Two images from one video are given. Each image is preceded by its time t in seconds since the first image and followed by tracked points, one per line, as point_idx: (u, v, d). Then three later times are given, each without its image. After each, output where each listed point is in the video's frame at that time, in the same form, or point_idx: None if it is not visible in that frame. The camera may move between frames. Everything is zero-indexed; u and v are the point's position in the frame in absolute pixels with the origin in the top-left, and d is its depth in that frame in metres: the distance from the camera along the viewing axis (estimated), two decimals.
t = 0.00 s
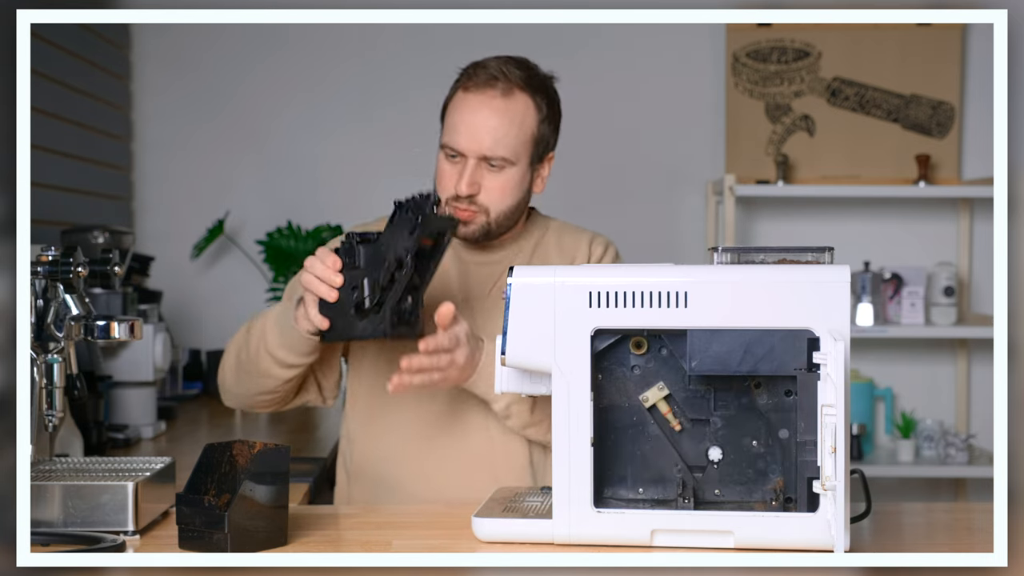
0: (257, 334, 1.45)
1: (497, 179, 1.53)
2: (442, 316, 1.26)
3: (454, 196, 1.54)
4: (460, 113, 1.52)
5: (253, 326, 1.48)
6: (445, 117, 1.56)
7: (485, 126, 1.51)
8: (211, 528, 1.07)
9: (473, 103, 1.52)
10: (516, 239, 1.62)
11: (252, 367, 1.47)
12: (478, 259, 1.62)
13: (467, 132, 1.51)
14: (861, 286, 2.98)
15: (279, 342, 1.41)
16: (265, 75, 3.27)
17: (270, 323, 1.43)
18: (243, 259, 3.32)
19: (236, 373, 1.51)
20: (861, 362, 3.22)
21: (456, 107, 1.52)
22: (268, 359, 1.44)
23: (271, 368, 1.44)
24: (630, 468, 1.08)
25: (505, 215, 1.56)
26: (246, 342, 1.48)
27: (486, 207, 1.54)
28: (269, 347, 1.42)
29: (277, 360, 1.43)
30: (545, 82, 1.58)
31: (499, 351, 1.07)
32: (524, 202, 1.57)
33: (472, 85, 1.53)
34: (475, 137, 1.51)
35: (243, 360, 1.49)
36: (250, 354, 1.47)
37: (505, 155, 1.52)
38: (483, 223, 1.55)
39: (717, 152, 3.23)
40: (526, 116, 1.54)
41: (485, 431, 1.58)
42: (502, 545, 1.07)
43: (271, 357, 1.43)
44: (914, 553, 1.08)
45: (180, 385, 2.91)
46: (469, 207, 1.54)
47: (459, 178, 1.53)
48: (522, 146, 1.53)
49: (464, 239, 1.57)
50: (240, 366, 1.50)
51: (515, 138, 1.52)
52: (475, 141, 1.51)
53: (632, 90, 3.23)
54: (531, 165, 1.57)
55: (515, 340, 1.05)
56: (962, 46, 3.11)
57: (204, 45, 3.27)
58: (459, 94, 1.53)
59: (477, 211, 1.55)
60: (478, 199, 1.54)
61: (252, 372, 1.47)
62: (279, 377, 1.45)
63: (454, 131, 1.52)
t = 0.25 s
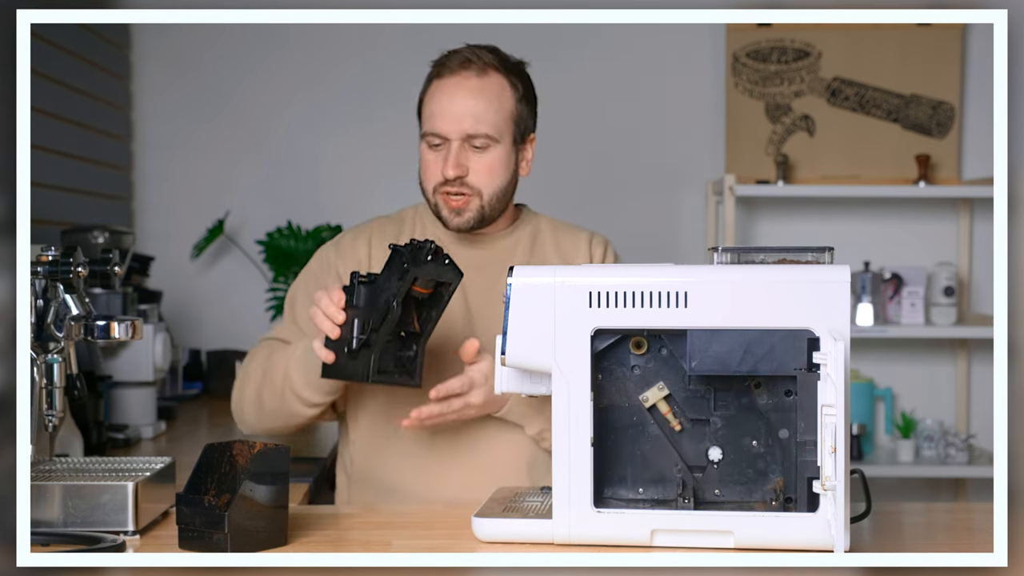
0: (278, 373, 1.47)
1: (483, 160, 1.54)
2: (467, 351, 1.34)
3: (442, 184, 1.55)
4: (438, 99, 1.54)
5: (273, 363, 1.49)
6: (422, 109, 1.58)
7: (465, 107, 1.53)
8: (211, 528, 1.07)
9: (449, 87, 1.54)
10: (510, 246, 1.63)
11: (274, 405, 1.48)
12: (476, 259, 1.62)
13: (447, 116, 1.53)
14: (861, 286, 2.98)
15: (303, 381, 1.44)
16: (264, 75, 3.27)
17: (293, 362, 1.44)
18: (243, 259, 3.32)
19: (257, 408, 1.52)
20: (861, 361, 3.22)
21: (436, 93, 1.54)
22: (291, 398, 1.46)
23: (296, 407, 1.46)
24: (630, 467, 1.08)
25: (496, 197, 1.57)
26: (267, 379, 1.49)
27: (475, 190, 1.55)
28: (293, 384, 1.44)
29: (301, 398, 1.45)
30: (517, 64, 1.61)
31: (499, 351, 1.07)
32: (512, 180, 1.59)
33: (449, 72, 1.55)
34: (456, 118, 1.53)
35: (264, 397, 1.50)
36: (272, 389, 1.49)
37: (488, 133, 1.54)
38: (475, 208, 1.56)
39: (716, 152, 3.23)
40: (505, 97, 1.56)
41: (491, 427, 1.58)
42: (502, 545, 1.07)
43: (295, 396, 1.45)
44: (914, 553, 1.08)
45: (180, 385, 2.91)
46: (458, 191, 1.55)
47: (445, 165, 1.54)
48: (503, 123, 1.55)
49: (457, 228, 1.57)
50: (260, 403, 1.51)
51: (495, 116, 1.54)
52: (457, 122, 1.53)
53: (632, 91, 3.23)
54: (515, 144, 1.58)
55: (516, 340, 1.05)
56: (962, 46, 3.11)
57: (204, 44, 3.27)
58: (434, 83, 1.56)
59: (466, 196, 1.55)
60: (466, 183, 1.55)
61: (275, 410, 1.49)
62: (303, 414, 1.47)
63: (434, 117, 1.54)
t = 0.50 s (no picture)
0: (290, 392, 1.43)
1: (480, 129, 1.59)
2: (478, 350, 1.32)
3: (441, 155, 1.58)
4: (431, 75, 1.60)
5: (286, 383, 1.46)
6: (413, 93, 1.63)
7: (459, 80, 1.59)
8: (211, 528, 1.07)
9: (441, 63, 1.60)
10: (509, 241, 1.67)
11: (292, 426, 1.45)
12: (476, 256, 1.65)
13: (442, 89, 1.59)
14: (861, 286, 2.98)
15: (314, 395, 1.39)
16: (265, 75, 3.27)
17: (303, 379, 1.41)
18: (243, 259, 3.32)
19: (278, 430, 1.49)
20: (861, 362, 3.22)
21: (428, 72, 1.60)
22: (305, 416, 1.42)
23: (311, 424, 1.43)
24: (630, 467, 1.08)
25: (494, 166, 1.61)
26: (281, 401, 1.47)
27: (474, 159, 1.59)
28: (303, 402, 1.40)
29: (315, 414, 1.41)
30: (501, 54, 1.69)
31: (499, 351, 1.07)
32: (507, 152, 1.64)
33: (438, 54, 1.61)
34: (451, 91, 1.59)
35: (281, 418, 1.47)
36: (286, 409, 1.46)
37: (483, 102, 1.59)
38: (474, 176, 1.59)
39: (716, 151, 3.24)
40: (495, 72, 1.63)
41: (495, 426, 1.59)
42: (502, 545, 1.08)
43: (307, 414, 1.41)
44: (914, 553, 1.09)
45: (179, 385, 2.94)
46: (458, 161, 1.59)
47: (443, 137, 1.58)
48: (496, 94, 1.61)
49: (458, 199, 1.60)
50: (279, 425, 1.48)
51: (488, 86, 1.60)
52: (452, 93, 1.59)
53: (632, 91, 3.23)
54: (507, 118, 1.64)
55: (516, 340, 1.05)
56: (962, 46, 3.11)
57: (204, 44, 3.27)
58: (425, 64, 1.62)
59: (465, 164, 1.59)
60: (465, 152, 1.59)
61: (294, 430, 1.46)
62: (319, 430, 1.43)
63: (428, 93, 1.59)
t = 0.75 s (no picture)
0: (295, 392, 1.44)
1: (487, 120, 1.61)
2: (479, 338, 1.34)
3: (448, 144, 1.60)
4: (438, 67, 1.62)
5: (290, 384, 1.47)
6: (418, 87, 1.65)
7: (466, 71, 1.61)
8: (211, 528, 1.07)
9: (448, 55, 1.62)
10: (509, 240, 1.67)
11: (299, 427, 1.46)
12: (477, 254, 1.65)
13: (449, 79, 1.61)
14: (861, 286, 2.98)
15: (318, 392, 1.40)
16: (265, 75, 3.27)
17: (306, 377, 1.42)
18: (243, 259, 3.33)
19: (286, 433, 1.50)
20: (861, 362, 3.22)
21: (435, 65, 1.63)
22: (311, 414, 1.43)
23: (317, 423, 1.43)
24: (631, 467, 1.08)
25: (500, 156, 1.62)
26: (286, 402, 1.48)
27: (481, 148, 1.60)
28: (307, 400, 1.42)
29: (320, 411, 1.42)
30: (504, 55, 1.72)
31: (499, 351, 1.08)
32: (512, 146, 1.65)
33: (445, 49, 1.64)
34: (458, 81, 1.61)
35: (288, 421, 1.48)
36: (291, 409, 1.47)
37: (490, 93, 1.61)
38: (480, 166, 1.60)
39: (716, 151, 3.24)
40: (501, 66, 1.65)
41: (498, 423, 1.59)
42: (501, 545, 1.08)
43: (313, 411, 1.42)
44: (914, 553, 1.09)
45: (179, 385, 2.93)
46: (464, 149, 1.59)
47: (449, 127, 1.60)
48: (502, 86, 1.63)
49: (464, 187, 1.60)
50: (286, 427, 1.49)
51: (495, 78, 1.62)
52: (459, 84, 1.60)
53: (632, 90, 3.23)
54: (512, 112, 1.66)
55: (516, 340, 1.05)
56: (962, 46, 3.11)
57: (204, 44, 3.27)
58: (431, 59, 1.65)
59: (472, 153, 1.60)
60: (472, 141, 1.60)
61: (301, 430, 1.46)
62: (326, 428, 1.44)
63: (434, 84, 1.61)
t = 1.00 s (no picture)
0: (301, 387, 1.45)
1: (485, 121, 1.61)
2: (477, 338, 1.35)
3: (446, 146, 1.60)
4: (436, 68, 1.62)
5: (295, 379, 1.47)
6: (416, 88, 1.65)
7: (464, 72, 1.61)
8: (211, 528, 1.07)
9: (446, 56, 1.62)
10: (509, 240, 1.67)
11: (306, 422, 1.47)
12: (477, 253, 1.65)
13: (446, 81, 1.61)
14: (861, 286, 2.98)
15: (324, 384, 1.40)
16: (265, 75, 3.27)
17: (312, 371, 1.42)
18: (243, 259, 3.33)
19: (293, 430, 1.51)
20: (861, 362, 3.22)
21: (432, 66, 1.63)
22: (318, 407, 1.43)
23: (324, 416, 1.43)
24: (631, 467, 1.08)
25: (498, 158, 1.62)
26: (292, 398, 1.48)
27: (479, 150, 1.61)
28: (312, 390, 1.42)
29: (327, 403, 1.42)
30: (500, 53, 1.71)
31: (499, 351, 1.08)
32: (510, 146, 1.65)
33: (442, 50, 1.64)
34: (456, 83, 1.61)
35: (294, 418, 1.48)
36: (297, 405, 1.47)
37: (488, 94, 1.61)
38: (479, 167, 1.61)
39: (716, 151, 3.24)
40: (499, 66, 1.65)
41: (499, 424, 1.59)
42: (501, 545, 1.08)
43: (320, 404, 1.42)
44: (914, 553, 1.09)
45: (180, 385, 2.94)
46: (462, 151, 1.60)
47: (448, 129, 1.60)
48: (500, 86, 1.63)
49: (463, 188, 1.61)
50: (294, 424, 1.49)
51: (493, 79, 1.62)
52: (457, 85, 1.61)
53: (632, 91, 3.23)
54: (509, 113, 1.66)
55: (516, 340, 1.05)
56: (962, 45, 3.11)
57: (205, 44, 3.27)
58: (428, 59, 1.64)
59: (470, 154, 1.60)
60: (470, 143, 1.60)
61: (308, 425, 1.47)
62: (331, 421, 1.44)
63: (432, 85, 1.61)
